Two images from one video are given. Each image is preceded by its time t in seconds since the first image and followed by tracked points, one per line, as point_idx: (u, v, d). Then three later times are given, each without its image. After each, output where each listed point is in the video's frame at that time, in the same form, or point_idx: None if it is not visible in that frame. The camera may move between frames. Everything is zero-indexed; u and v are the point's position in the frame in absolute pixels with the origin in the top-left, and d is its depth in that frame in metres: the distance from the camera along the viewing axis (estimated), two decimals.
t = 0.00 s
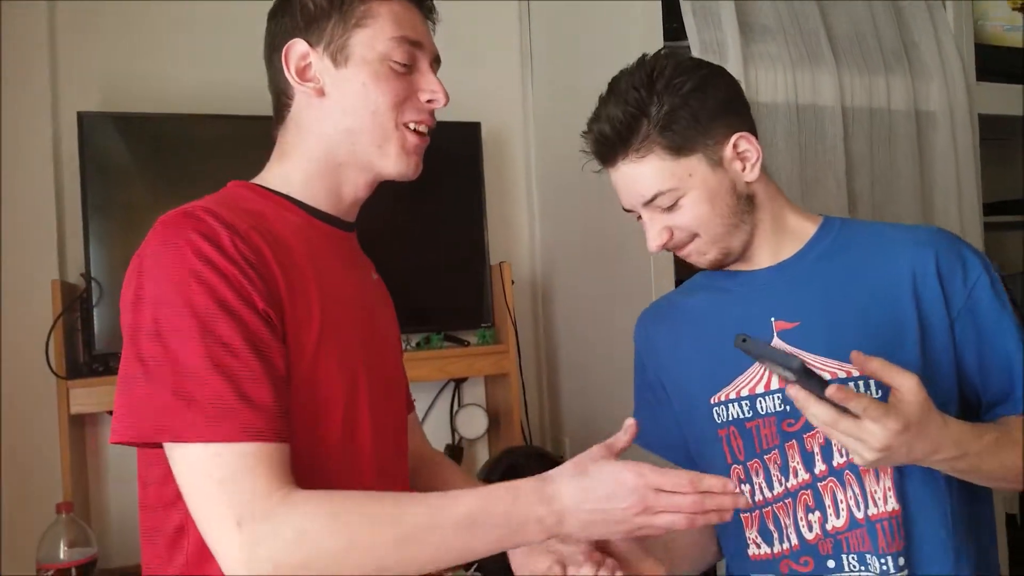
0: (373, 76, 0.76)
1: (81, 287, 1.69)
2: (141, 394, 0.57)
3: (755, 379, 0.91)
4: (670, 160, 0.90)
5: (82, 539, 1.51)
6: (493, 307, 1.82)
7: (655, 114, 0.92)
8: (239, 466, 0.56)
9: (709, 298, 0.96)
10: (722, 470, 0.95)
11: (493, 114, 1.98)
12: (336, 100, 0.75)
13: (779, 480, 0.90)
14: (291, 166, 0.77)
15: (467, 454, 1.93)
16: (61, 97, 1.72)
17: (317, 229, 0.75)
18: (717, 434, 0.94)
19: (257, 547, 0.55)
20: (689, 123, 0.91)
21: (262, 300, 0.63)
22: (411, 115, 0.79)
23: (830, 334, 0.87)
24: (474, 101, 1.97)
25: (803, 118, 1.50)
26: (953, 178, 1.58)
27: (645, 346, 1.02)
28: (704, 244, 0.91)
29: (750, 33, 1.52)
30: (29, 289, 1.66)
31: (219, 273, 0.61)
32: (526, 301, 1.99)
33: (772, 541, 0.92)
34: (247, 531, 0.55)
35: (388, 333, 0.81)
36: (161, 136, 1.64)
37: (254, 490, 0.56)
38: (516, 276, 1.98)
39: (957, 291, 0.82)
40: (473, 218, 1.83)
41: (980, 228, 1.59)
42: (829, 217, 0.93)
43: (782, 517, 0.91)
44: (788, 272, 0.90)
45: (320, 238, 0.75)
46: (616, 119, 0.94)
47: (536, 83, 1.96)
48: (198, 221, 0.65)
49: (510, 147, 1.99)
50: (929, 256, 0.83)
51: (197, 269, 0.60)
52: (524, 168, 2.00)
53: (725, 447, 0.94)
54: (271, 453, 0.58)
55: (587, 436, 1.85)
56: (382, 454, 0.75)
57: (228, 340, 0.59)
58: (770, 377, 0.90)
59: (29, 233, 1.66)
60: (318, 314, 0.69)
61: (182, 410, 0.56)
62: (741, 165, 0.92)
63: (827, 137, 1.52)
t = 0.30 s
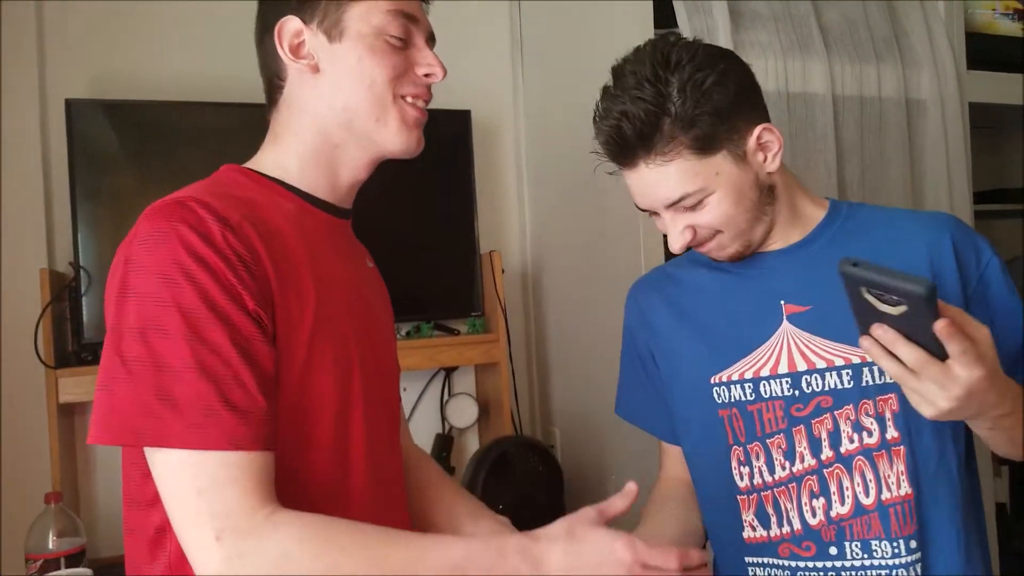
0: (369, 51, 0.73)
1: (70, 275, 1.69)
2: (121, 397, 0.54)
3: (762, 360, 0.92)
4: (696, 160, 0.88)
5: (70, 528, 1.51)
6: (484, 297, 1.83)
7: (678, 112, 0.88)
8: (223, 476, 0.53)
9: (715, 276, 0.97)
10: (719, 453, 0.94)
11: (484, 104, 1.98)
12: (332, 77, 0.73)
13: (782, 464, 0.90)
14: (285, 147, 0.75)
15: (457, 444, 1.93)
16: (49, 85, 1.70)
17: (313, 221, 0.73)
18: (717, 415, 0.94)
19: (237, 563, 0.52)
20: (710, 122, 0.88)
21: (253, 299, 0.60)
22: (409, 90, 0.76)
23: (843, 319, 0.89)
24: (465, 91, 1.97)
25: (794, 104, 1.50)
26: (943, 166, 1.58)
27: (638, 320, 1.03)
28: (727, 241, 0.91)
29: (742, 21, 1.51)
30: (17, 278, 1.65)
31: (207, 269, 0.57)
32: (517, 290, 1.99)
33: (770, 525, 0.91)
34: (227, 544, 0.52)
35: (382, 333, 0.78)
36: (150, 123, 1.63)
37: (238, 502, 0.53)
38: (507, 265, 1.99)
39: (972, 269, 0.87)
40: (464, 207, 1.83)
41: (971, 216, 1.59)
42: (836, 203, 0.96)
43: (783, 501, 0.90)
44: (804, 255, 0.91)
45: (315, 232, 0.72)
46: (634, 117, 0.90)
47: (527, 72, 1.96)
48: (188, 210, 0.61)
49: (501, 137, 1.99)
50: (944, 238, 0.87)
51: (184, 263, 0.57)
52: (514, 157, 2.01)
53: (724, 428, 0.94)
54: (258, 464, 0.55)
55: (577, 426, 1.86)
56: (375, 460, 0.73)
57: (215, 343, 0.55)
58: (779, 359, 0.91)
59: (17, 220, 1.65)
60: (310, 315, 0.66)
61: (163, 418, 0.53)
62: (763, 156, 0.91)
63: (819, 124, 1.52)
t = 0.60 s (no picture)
0: (365, 90, 0.72)
1: (64, 275, 1.69)
2: (155, 524, 0.49)
3: (758, 363, 0.93)
4: (704, 161, 0.87)
5: (64, 530, 1.50)
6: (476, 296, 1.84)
7: (691, 111, 0.86)
8: None
9: (711, 278, 0.98)
10: (714, 454, 0.96)
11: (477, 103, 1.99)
12: (345, 138, 0.70)
13: (778, 467, 0.92)
14: (312, 220, 0.70)
15: (450, 444, 1.93)
16: (42, 86, 1.71)
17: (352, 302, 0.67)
18: (712, 417, 0.96)
19: None
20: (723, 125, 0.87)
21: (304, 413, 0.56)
22: (418, 115, 0.75)
23: (840, 323, 0.90)
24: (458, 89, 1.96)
25: (785, 104, 1.51)
26: (934, 166, 1.60)
27: (634, 320, 1.05)
28: (727, 244, 0.91)
29: (732, 22, 1.53)
30: (10, 278, 1.65)
31: (262, 386, 0.52)
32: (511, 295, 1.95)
33: (765, 527, 0.94)
34: None
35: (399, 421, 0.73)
36: (143, 124, 1.64)
37: None
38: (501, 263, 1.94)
39: (966, 275, 0.87)
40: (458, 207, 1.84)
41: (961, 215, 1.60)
42: (831, 202, 0.96)
43: (779, 503, 0.92)
44: (800, 258, 0.92)
45: (354, 312, 0.67)
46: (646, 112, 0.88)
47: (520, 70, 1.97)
48: (244, 303, 0.55)
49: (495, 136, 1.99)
50: (940, 243, 0.87)
51: (238, 377, 0.52)
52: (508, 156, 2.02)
53: (718, 431, 0.96)
54: None
55: (571, 425, 1.86)
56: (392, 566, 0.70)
57: (267, 475, 0.52)
58: (775, 362, 0.92)
59: (11, 221, 1.65)
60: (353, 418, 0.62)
61: (206, 559, 0.50)
62: (769, 162, 0.91)
63: (811, 123, 1.53)
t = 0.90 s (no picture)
0: (390, 85, 0.69)
1: (60, 276, 1.69)
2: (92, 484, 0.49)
3: (773, 363, 0.93)
4: (723, 135, 0.89)
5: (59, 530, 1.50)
6: (473, 294, 1.87)
7: (720, 81, 0.89)
8: None
9: (732, 274, 0.98)
10: (726, 452, 0.96)
11: (473, 105, 2.02)
12: (353, 117, 0.68)
13: (788, 467, 0.92)
14: (291, 192, 0.67)
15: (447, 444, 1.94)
16: (39, 83, 1.71)
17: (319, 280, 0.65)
18: (725, 416, 0.96)
19: None
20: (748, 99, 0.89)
21: (265, 394, 0.54)
22: (429, 126, 0.73)
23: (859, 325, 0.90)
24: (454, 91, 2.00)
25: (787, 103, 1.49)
26: (930, 166, 1.60)
27: (647, 319, 1.05)
28: (736, 233, 0.91)
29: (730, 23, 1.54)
30: (7, 279, 1.65)
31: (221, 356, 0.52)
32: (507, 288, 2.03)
33: (773, 527, 0.93)
34: None
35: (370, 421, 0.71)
36: (139, 124, 1.64)
37: None
38: (497, 265, 2.01)
39: (987, 287, 0.88)
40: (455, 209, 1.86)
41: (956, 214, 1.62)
42: (854, 204, 0.97)
43: (787, 504, 0.92)
44: (821, 260, 0.92)
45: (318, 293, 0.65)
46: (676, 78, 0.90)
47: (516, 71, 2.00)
48: (208, 272, 0.54)
49: (491, 139, 2.03)
50: (964, 253, 0.88)
51: (199, 348, 0.51)
52: (504, 158, 2.04)
53: (730, 429, 0.95)
54: None
55: (567, 425, 1.88)
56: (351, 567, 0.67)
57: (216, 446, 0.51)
58: (789, 363, 0.92)
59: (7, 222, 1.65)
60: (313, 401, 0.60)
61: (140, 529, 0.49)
62: (790, 153, 0.92)
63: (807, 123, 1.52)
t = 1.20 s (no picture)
0: (312, 27, 0.70)
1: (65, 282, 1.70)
2: (21, 440, 0.48)
3: (789, 366, 0.93)
4: (762, 77, 0.98)
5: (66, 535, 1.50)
6: (475, 297, 1.89)
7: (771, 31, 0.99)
8: (133, 550, 0.49)
9: (752, 273, 0.99)
10: (739, 452, 0.97)
11: (475, 111, 2.07)
12: (277, 63, 0.68)
13: (798, 471, 0.92)
14: (221, 141, 0.68)
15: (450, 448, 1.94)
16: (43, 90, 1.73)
17: (254, 234, 0.66)
18: (739, 415, 0.97)
19: None
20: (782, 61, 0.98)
21: (194, 330, 0.54)
22: (354, 69, 0.75)
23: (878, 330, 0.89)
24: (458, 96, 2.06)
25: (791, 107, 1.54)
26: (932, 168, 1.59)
27: (671, 310, 1.07)
28: (726, 175, 0.98)
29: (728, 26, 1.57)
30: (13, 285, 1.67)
31: (144, 295, 0.51)
32: (511, 292, 2.09)
33: (782, 529, 0.94)
34: None
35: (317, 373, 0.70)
36: (142, 130, 1.65)
37: None
38: (501, 268, 2.08)
39: (1014, 302, 0.86)
40: (458, 213, 1.89)
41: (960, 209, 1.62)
42: (886, 210, 0.96)
43: (796, 508, 0.92)
44: (844, 264, 0.92)
45: (254, 246, 0.65)
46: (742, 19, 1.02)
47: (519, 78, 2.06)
48: (127, 219, 0.54)
49: (494, 144, 2.09)
50: (992, 266, 0.87)
51: (119, 287, 0.50)
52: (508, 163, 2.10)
53: (745, 429, 0.96)
54: (178, 536, 0.52)
55: (568, 427, 1.90)
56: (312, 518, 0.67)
57: (147, 385, 0.50)
58: (804, 366, 0.92)
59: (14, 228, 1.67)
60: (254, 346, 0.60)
61: (69, 473, 0.47)
62: (814, 130, 0.96)
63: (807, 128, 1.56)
